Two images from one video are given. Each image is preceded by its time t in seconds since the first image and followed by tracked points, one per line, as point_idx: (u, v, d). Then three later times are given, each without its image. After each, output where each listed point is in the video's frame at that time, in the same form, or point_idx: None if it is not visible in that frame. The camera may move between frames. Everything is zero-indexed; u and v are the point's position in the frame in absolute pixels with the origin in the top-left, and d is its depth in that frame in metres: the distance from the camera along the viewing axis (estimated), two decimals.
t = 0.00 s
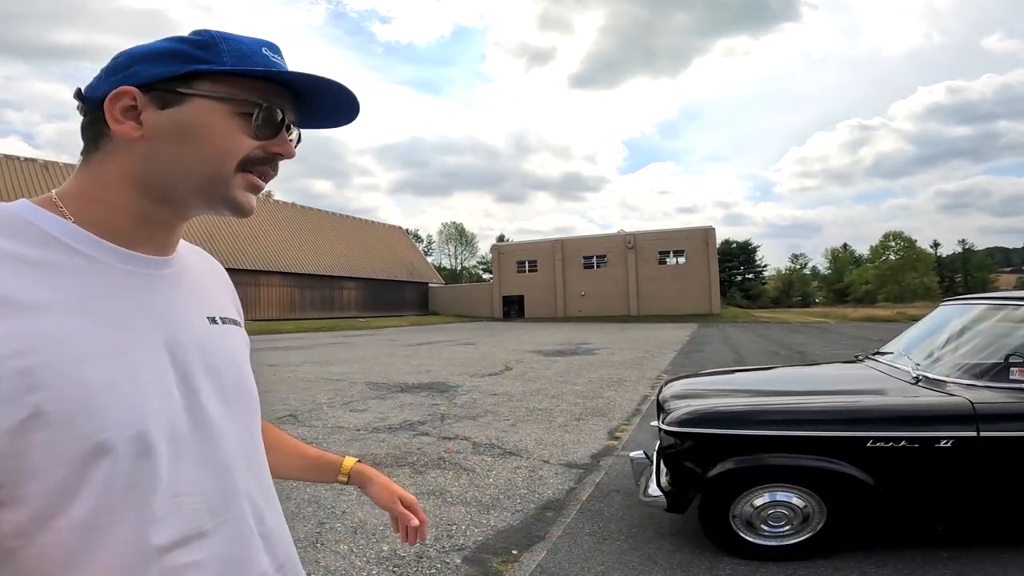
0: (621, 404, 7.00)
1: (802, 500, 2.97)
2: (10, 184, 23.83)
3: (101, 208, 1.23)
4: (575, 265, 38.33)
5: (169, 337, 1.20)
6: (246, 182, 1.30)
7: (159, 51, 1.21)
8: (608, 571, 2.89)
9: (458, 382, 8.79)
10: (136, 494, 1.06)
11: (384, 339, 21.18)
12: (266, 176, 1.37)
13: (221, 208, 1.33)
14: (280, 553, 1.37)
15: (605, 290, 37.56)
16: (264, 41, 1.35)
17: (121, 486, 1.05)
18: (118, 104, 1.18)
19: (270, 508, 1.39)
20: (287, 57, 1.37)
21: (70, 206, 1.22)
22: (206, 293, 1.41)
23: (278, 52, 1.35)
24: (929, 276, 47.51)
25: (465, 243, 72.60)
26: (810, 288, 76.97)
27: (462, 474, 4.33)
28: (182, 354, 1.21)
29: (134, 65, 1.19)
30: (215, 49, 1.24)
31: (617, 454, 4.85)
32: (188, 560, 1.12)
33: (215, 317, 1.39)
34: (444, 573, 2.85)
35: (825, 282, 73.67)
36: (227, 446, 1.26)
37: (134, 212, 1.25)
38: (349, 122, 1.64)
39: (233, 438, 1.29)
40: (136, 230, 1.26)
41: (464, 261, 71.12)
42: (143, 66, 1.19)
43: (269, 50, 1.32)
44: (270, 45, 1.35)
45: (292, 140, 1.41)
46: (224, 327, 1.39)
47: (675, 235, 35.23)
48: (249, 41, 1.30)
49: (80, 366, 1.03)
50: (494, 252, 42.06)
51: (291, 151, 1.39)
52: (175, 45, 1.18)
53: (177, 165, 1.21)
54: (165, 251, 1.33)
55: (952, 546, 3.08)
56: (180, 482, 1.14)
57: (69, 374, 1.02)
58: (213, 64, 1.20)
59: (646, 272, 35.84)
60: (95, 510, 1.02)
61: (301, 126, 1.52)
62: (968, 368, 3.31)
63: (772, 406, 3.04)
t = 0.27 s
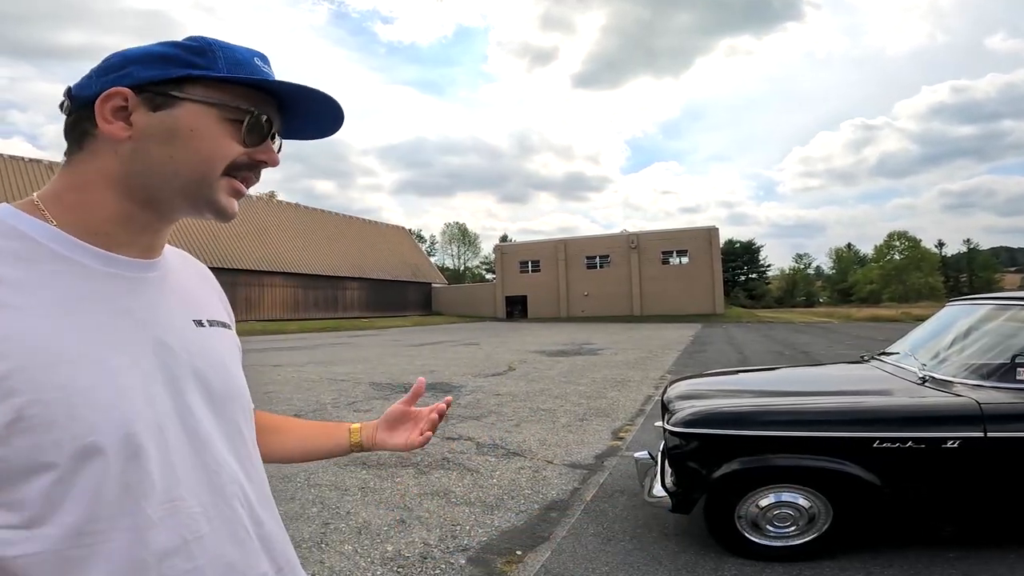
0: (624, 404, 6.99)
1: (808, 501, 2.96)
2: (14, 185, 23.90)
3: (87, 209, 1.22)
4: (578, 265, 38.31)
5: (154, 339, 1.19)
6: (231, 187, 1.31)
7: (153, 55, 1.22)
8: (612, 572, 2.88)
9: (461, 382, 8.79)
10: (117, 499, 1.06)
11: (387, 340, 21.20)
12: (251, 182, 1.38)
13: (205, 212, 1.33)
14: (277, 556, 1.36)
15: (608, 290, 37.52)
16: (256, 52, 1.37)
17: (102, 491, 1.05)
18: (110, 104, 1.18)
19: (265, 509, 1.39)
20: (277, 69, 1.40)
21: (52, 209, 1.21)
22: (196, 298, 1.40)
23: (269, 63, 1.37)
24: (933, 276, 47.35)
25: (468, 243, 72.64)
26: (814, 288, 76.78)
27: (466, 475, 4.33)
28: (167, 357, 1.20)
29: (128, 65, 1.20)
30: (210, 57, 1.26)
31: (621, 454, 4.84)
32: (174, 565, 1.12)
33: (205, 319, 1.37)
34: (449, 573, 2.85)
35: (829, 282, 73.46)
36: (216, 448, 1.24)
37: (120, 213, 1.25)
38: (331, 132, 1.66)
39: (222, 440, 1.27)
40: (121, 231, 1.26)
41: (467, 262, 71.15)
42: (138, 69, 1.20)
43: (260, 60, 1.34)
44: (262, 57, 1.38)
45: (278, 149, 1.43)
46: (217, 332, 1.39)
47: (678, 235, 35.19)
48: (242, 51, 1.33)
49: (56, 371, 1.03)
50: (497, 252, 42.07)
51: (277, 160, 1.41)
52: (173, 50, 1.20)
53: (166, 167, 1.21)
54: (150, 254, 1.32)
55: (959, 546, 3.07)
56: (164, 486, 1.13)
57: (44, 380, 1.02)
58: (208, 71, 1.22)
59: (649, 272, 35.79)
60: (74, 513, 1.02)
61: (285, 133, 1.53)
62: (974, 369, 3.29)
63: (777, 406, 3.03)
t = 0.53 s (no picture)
0: (628, 404, 6.98)
1: (812, 501, 2.94)
2: (20, 185, 23.99)
3: (81, 214, 1.23)
4: (581, 265, 38.28)
5: (152, 342, 1.19)
6: (227, 187, 1.29)
7: (132, 57, 1.20)
8: (616, 571, 2.88)
9: (464, 382, 8.79)
10: (110, 499, 1.08)
11: (391, 340, 21.22)
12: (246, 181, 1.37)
13: (201, 215, 1.33)
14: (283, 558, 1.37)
15: (612, 290, 37.48)
16: (238, 43, 1.34)
17: (96, 490, 1.07)
18: (91, 111, 1.19)
19: (271, 509, 1.39)
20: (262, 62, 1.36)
21: (54, 210, 1.22)
22: (198, 298, 1.41)
23: (252, 56, 1.34)
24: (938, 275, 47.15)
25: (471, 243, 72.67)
26: (818, 288, 76.55)
27: (469, 475, 4.33)
28: (165, 359, 1.19)
29: (104, 71, 1.19)
30: (187, 54, 1.24)
31: (624, 454, 4.84)
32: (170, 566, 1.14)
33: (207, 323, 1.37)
34: (452, 573, 2.85)
35: (833, 282, 73.22)
36: (216, 450, 1.24)
37: (115, 218, 1.25)
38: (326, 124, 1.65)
39: (224, 442, 1.27)
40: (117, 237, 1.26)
41: (470, 262, 71.21)
42: (113, 74, 1.18)
43: (244, 54, 1.32)
44: (244, 47, 1.34)
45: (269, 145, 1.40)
46: (219, 333, 1.39)
47: (682, 234, 35.13)
48: (221, 46, 1.29)
49: (49, 373, 1.05)
50: (500, 252, 42.08)
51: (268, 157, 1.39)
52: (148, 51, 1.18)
53: (155, 171, 1.21)
54: (153, 257, 1.33)
55: (963, 547, 3.05)
56: (160, 488, 1.13)
57: (38, 381, 1.04)
58: (187, 72, 1.20)
59: (652, 272, 35.74)
60: (71, 511, 1.06)
61: (278, 129, 1.52)
62: (980, 368, 3.27)
63: (780, 406, 3.02)
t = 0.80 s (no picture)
0: (631, 404, 6.97)
1: (816, 501, 2.94)
2: (25, 185, 24.08)
3: (84, 217, 1.24)
4: (584, 265, 38.25)
5: (161, 342, 1.19)
6: (226, 188, 1.28)
7: (120, 56, 1.20)
8: (619, 571, 2.87)
9: (467, 382, 8.79)
10: (117, 498, 1.09)
11: (394, 340, 21.24)
12: (248, 181, 1.35)
13: (204, 217, 1.31)
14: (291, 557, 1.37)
15: (615, 290, 37.44)
16: (236, 36, 1.30)
17: (104, 489, 1.08)
18: (82, 113, 1.19)
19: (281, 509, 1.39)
20: (261, 56, 1.32)
21: (60, 209, 1.23)
22: (211, 296, 1.41)
23: (250, 50, 1.30)
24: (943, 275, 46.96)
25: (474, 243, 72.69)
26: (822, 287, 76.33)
27: (472, 475, 4.33)
28: (172, 359, 1.20)
29: (93, 72, 1.19)
30: (177, 51, 1.22)
31: (627, 454, 4.83)
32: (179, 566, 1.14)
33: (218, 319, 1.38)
34: (455, 573, 2.85)
35: (837, 282, 72.93)
36: (225, 450, 1.24)
37: (116, 220, 1.25)
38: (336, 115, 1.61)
39: (233, 442, 1.27)
40: (119, 240, 1.26)
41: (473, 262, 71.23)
42: (102, 75, 1.18)
43: (241, 49, 1.28)
44: (242, 40, 1.30)
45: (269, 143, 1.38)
46: (230, 332, 1.39)
47: (685, 234, 35.07)
48: (216, 40, 1.26)
49: (55, 374, 1.05)
50: (504, 252, 42.08)
51: (268, 155, 1.36)
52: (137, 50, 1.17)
53: (149, 173, 1.20)
54: (162, 256, 1.33)
55: (968, 547, 3.04)
56: (168, 487, 1.13)
57: (44, 383, 1.04)
58: (176, 71, 1.19)
59: (656, 272, 35.69)
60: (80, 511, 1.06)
61: (282, 123, 1.49)
62: (985, 368, 3.26)
63: (784, 406, 3.01)
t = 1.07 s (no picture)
0: (634, 404, 6.96)
1: (821, 501, 2.92)
2: (30, 185, 24.20)
3: (106, 217, 1.23)
4: (587, 265, 38.21)
5: (183, 343, 1.22)
6: (247, 191, 1.25)
7: (141, 55, 1.18)
8: (622, 571, 2.87)
9: (471, 381, 8.79)
10: (134, 498, 1.10)
11: (397, 339, 21.26)
12: (272, 186, 1.33)
13: (224, 221, 1.29)
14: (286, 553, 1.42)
15: (618, 290, 37.40)
16: (259, 31, 1.26)
17: (119, 490, 1.08)
18: (107, 113, 1.18)
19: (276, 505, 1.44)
20: (285, 52, 1.29)
21: (83, 208, 1.23)
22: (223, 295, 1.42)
23: (274, 46, 1.26)
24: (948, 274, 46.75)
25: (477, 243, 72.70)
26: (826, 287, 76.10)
27: (476, 474, 4.33)
28: (190, 361, 1.22)
29: (116, 73, 1.18)
30: (199, 50, 1.19)
31: (631, 454, 4.82)
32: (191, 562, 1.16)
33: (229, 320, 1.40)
34: (458, 573, 2.85)
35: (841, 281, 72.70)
36: (234, 450, 1.27)
37: (136, 222, 1.24)
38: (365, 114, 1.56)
39: (241, 442, 1.30)
40: (138, 242, 1.26)
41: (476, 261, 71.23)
42: (126, 75, 1.17)
43: (263, 45, 1.24)
44: (266, 35, 1.26)
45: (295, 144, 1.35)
46: (241, 332, 1.42)
47: (689, 234, 35.00)
48: (239, 36, 1.22)
49: (80, 376, 1.05)
50: (507, 252, 42.06)
51: (293, 159, 1.33)
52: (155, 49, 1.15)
53: (170, 176, 1.19)
54: (177, 258, 1.34)
55: (973, 547, 3.03)
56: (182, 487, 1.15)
57: (68, 384, 1.04)
58: (195, 71, 1.16)
59: (659, 272, 35.63)
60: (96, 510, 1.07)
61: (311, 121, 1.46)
62: (990, 368, 3.24)
63: (789, 406, 3.00)
